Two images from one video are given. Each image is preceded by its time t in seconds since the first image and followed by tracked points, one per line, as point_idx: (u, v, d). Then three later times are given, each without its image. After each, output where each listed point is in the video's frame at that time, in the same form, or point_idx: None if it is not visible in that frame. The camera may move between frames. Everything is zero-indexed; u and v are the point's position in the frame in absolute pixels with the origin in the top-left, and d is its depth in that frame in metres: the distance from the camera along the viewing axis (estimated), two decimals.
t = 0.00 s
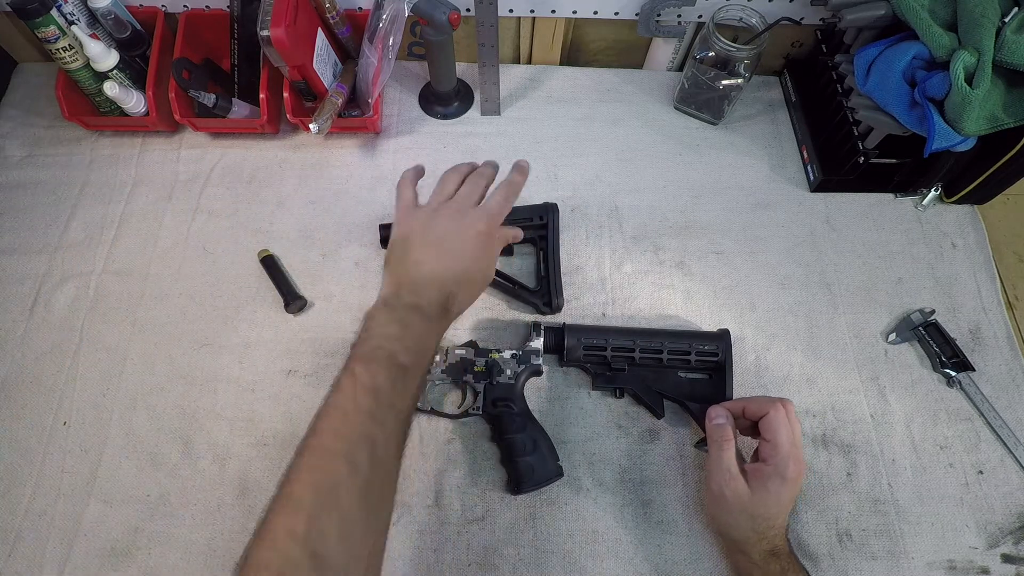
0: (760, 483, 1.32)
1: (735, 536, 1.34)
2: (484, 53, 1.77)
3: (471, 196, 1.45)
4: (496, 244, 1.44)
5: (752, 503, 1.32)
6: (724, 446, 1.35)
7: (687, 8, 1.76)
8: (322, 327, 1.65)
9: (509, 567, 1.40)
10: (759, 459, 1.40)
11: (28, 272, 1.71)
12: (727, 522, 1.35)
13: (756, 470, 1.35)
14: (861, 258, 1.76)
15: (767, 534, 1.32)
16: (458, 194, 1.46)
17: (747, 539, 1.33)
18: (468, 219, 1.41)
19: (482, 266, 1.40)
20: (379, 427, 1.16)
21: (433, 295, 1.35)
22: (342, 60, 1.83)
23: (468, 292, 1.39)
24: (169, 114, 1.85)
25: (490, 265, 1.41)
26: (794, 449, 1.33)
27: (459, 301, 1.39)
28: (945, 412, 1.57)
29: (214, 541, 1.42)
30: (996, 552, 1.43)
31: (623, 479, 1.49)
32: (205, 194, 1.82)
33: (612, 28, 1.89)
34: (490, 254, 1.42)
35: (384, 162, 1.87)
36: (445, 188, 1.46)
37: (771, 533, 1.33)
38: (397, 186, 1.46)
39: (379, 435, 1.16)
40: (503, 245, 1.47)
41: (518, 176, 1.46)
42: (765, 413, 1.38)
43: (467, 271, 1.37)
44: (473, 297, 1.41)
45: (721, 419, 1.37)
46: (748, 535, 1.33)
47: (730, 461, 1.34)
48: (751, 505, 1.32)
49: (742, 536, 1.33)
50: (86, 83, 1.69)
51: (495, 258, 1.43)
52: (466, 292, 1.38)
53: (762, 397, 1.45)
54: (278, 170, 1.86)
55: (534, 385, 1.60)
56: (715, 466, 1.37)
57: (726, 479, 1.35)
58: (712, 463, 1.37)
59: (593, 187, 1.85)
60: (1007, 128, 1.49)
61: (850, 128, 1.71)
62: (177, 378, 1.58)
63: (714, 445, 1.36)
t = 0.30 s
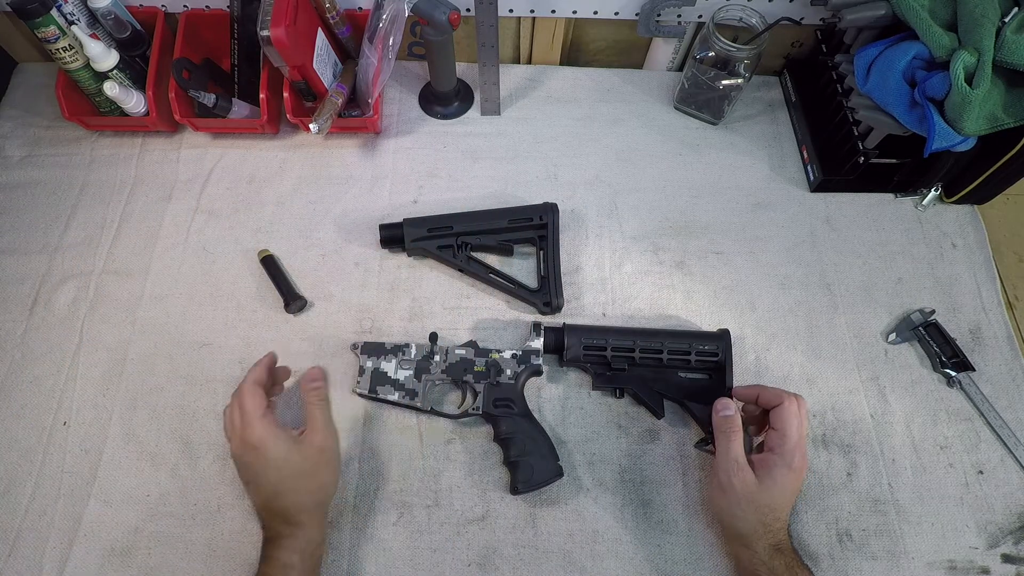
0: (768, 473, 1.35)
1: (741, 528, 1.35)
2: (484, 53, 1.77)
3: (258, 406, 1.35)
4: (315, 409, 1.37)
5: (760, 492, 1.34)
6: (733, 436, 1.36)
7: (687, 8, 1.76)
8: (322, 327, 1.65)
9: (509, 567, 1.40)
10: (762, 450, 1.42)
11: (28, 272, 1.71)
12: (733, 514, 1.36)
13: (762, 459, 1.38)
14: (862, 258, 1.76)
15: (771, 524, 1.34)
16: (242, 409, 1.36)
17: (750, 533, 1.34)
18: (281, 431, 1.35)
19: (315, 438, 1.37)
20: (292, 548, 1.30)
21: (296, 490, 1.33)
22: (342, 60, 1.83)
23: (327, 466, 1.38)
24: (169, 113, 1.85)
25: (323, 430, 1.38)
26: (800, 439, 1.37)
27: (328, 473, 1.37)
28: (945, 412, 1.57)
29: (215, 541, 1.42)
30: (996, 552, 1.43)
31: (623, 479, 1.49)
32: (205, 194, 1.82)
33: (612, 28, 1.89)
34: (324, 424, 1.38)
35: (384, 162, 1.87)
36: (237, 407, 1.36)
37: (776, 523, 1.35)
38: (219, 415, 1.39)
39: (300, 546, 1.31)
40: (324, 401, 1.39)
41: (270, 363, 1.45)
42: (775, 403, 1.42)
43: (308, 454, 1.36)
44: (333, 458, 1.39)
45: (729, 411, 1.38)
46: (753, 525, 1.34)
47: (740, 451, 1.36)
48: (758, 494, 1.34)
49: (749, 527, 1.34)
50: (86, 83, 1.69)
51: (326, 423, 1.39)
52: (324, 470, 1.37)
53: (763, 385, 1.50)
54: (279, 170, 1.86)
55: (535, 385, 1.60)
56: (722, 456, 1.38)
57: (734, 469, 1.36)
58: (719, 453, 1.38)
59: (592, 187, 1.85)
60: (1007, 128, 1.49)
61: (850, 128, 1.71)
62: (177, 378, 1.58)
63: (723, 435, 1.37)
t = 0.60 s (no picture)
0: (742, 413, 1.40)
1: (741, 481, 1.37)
2: (484, 53, 1.77)
3: (344, 385, 1.44)
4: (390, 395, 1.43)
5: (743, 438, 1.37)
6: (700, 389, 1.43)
7: (687, 8, 1.76)
8: (322, 327, 1.65)
9: (509, 567, 1.40)
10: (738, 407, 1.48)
11: (28, 272, 1.71)
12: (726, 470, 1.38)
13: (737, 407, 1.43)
14: (862, 258, 1.76)
15: (768, 467, 1.36)
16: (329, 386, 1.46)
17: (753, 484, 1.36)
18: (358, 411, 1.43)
19: (386, 424, 1.42)
20: (350, 526, 1.33)
21: (358, 472, 1.38)
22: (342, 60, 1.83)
23: (390, 453, 1.41)
24: (169, 113, 1.85)
25: (394, 417, 1.42)
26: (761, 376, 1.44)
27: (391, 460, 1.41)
28: (945, 412, 1.57)
29: (215, 541, 1.42)
30: (996, 552, 1.43)
31: (623, 479, 1.49)
32: (205, 194, 1.82)
33: (612, 28, 1.89)
34: (394, 411, 1.43)
35: (384, 162, 1.87)
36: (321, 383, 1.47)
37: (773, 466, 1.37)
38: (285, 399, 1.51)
39: (356, 526, 1.34)
40: (399, 390, 1.45)
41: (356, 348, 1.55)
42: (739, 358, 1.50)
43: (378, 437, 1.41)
44: (399, 445, 1.42)
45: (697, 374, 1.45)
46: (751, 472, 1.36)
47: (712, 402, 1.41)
48: (742, 438, 1.37)
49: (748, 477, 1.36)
50: (86, 83, 1.69)
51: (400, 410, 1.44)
52: (387, 456, 1.41)
53: (739, 342, 1.62)
54: (279, 170, 1.85)
55: (535, 385, 1.60)
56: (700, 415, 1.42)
57: (712, 422, 1.40)
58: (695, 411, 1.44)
59: (592, 188, 1.85)
60: (1007, 128, 1.49)
61: (850, 128, 1.71)
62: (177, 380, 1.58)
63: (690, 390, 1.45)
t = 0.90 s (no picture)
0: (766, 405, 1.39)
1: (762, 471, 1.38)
2: (484, 53, 1.77)
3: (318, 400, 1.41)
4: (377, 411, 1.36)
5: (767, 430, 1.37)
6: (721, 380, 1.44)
7: (687, 8, 1.76)
8: (322, 327, 1.65)
9: (509, 567, 1.40)
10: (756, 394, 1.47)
11: (28, 272, 1.71)
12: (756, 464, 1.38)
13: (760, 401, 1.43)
14: (861, 258, 1.76)
15: (790, 459, 1.38)
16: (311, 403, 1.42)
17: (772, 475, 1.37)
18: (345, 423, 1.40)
19: (368, 439, 1.36)
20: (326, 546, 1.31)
21: (340, 484, 1.35)
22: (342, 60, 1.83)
23: (371, 468, 1.36)
24: (169, 113, 1.85)
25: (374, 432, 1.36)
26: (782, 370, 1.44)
27: (373, 475, 1.36)
28: (945, 412, 1.57)
29: (215, 541, 1.42)
30: (996, 552, 1.43)
31: (623, 479, 1.49)
32: (205, 194, 1.82)
33: (612, 28, 1.89)
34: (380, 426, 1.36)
35: (384, 162, 1.87)
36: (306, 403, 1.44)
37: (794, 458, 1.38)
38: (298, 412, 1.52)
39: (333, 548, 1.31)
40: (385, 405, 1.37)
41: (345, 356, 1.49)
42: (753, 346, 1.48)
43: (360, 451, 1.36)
44: (378, 461, 1.36)
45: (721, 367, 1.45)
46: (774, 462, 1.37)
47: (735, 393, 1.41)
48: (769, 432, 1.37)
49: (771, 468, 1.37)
50: (86, 83, 1.69)
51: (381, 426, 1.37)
52: (368, 471, 1.36)
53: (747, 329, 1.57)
54: (279, 170, 1.85)
55: (535, 385, 1.60)
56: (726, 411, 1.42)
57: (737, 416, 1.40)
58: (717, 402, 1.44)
59: (592, 188, 1.85)
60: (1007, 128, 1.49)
61: (850, 128, 1.71)
62: (177, 380, 1.58)
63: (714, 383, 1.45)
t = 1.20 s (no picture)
0: (787, 421, 1.35)
1: (775, 486, 1.35)
2: (484, 53, 1.77)
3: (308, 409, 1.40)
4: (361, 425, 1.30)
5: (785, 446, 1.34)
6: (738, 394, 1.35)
7: (687, 8, 1.76)
8: (322, 327, 1.65)
9: (509, 567, 1.40)
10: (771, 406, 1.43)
11: (28, 272, 1.71)
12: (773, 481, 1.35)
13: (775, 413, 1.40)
14: (862, 258, 1.76)
15: (806, 477, 1.35)
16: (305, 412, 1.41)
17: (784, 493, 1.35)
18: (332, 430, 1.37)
19: (338, 450, 1.32)
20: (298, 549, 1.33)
21: (308, 488, 1.35)
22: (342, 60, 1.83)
23: (338, 479, 1.33)
24: (169, 113, 1.85)
25: (344, 445, 1.32)
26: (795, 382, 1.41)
27: (340, 486, 1.34)
28: (945, 412, 1.57)
29: (215, 541, 1.42)
30: (996, 552, 1.43)
31: (623, 479, 1.49)
32: (205, 194, 1.82)
33: (612, 28, 1.89)
34: (354, 439, 1.31)
35: (384, 162, 1.87)
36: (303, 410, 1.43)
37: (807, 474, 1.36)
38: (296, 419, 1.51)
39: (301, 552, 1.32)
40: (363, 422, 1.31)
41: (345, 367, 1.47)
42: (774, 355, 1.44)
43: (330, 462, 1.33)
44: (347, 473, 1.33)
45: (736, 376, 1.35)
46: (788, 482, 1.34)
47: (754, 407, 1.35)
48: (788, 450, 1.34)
49: (787, 486, 1.34)
50: (86, 83, 1.69)
51: (352, 440, 1.31)
52: (334, 482, 1.33)
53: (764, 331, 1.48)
54: (279, 169, 1.85)
55: (535, 385, 1.60)
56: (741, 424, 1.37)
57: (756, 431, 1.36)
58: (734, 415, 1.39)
59: (592, 187, 1.85)
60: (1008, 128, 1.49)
61: (850, 128, 1.71)
62: (177, 380, 1.58)
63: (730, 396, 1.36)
